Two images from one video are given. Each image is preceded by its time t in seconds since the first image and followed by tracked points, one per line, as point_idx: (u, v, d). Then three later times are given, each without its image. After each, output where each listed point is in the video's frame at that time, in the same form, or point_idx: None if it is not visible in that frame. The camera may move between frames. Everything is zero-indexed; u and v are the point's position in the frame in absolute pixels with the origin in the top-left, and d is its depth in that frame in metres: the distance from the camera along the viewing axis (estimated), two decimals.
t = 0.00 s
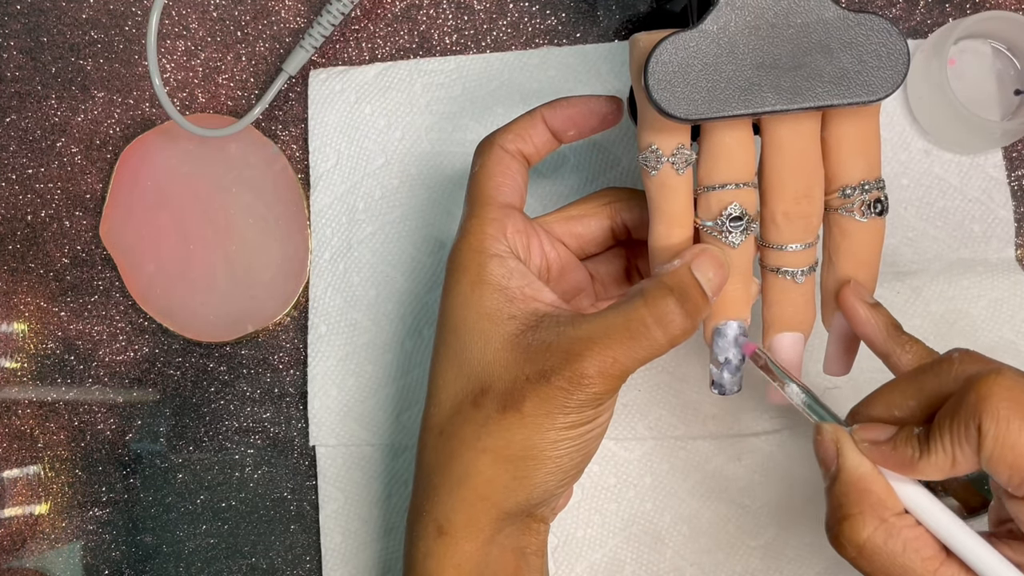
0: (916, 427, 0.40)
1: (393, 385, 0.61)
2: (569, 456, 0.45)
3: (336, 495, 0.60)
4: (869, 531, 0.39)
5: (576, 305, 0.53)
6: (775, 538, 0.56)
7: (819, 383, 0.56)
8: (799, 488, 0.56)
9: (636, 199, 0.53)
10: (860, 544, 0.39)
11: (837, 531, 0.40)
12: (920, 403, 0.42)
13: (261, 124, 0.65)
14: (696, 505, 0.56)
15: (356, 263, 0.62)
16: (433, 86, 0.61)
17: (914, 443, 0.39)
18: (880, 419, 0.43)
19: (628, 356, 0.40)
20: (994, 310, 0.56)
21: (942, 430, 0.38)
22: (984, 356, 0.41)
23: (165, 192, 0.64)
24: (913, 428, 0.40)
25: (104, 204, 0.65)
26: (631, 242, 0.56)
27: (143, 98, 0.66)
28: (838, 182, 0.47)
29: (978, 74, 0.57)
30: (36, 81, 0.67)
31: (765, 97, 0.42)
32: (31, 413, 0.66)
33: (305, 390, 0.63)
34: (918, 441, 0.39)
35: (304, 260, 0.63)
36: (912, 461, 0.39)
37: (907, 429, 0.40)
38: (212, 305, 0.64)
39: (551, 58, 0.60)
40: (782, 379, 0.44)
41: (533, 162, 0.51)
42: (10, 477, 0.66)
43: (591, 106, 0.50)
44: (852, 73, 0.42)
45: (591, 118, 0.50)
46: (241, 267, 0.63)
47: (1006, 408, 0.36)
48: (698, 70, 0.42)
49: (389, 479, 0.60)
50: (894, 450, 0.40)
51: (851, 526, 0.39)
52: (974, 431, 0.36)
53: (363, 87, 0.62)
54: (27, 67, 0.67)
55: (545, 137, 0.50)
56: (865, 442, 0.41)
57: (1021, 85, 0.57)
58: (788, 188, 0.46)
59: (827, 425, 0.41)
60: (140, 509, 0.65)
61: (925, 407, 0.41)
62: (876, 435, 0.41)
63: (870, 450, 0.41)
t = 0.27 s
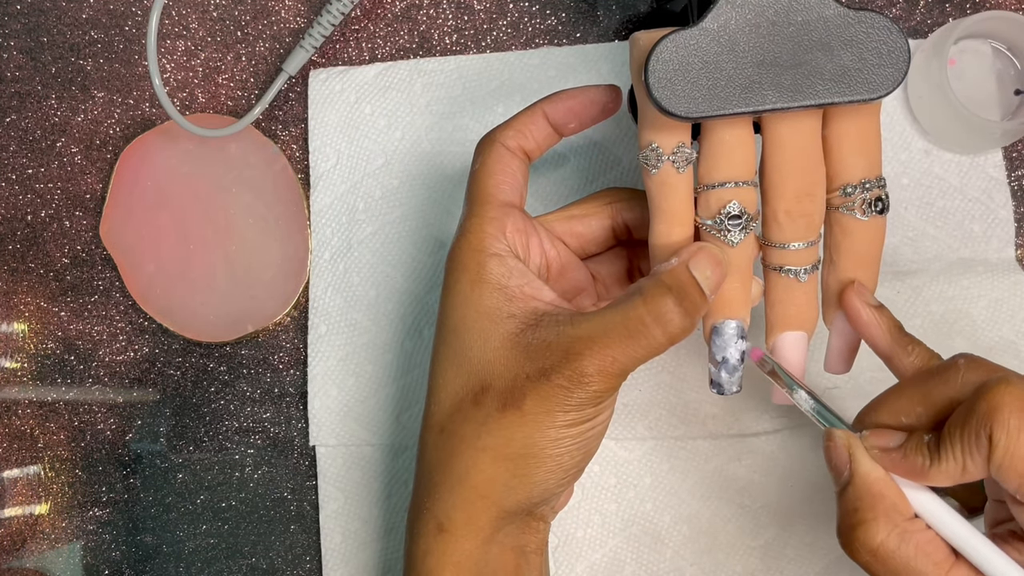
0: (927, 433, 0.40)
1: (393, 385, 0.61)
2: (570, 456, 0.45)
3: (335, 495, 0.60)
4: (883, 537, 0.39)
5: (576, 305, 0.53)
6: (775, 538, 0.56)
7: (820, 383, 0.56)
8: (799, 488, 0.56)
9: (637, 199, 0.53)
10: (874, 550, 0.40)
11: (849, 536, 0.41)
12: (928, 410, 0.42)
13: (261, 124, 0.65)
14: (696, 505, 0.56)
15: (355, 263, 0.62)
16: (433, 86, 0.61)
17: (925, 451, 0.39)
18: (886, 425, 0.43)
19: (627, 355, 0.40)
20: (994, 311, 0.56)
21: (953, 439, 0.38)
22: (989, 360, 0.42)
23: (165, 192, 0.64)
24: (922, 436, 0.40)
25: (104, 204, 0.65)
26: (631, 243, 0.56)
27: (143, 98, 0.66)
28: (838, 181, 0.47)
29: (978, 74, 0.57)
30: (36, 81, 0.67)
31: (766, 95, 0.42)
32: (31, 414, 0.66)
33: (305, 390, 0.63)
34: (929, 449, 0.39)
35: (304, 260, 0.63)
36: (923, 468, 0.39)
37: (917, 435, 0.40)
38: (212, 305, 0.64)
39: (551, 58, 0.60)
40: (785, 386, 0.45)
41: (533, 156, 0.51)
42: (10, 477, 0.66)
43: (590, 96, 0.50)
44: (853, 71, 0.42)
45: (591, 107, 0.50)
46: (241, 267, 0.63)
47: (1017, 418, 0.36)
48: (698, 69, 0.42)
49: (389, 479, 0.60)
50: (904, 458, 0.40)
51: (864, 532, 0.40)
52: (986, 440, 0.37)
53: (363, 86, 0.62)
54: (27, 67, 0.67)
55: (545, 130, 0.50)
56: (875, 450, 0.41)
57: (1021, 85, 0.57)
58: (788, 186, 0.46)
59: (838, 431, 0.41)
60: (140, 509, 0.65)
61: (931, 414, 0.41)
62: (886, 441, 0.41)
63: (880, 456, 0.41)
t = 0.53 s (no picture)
0: (922, 452, 0.42)
1: (393, 385, 0.61)
2: (569, 456, 0.45)
3: (336, 495, 0.60)
4: (878, 556, 0.41)
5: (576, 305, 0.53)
6: (775, 538, 0.56)
7: (819, 383, 0.56)
8: (799, 488, 0.56)
9: (636, 199, 0.53)
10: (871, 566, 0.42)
11: (846, 555, 0.43)
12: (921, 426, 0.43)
13: (261, 124, 0.65)
14: (696, 505, 0.56)
15: (355, 263, 0.62)
16: (433, 86, 0.61)
17: (920, 471, 0.41)
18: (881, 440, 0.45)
19: (626, 355, 0.40)
20: (993, 310, 0.56)
21: (946, 460, 0.39)
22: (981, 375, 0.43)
23: (165, 191, 0.64)
24: (918, 455, 0.42)
25: (104, 204, 0.65)
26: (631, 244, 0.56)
27: (143, 98, 0.66)
28: (838, 180, 0.47)
29: (978, 74, 0.57)
30: (36, 81, 0.67)
31: (766, 94, 0.42)
32: (31, 414, 0.66)
33: (305, 390, 0.63)
34: (924, 469, 0.41)
35: (305, 260, 0.63)
36: (920, 488, 0.41)
37: (912, 455, 0.42)
38: (213, 305, 0.64)
39: (551, 58, 0.60)
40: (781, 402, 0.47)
41: (533, 156, 0.51)
42: (10, 477, 0.66)
43: (591, 97, 0.50)
44: (853, 70, 0.42)
45: (590, 108, 0.50)
46: (241, 267, 0.63)
47: (1009, 441, 0.38)
48: (698, 68, 0.42)
49: (389, 479, 0.60)
50: (900, 477, 0.42)
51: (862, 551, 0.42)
52: (978, 461, 0.38)
53: (363, 86, 0.62)
54: (26, 67, 0.67)
55: (545, 130, 0.50)
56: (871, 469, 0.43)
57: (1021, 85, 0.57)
58: (788, 186, 0.46)
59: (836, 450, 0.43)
60: (140, 509, 0.65)
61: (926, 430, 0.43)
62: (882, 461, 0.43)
63: (877, 476, 0.42)
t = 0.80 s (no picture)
0: (920, 475, 0.43)
1: (393, 385, 0.61)
2: (563, 455, 0.45)
3: (335, 495, 0.60)
4: None
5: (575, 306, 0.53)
6: (775, 538, 0.56)
7: (819, 383, 0.56)
8: (799, 488, 0.56)
9: (637, 200, 0.53)
10: None
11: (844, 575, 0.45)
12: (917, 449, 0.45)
13: (261, 124, 0.65)
14: (696, 505, 0.56)
15: (355, 262, 0.62)
16: (433, 85, 0.61)
17: (918, 495, 0.43)
18: (880, 461, 0.47)
19: (622, 352, 0.40)
20: (993, 310, 0.56)
21: (944, 486, 0.41)
22: (977, 397, 0.45)
23: (165, 191, 0.64)
24: (915, 479, 0.44)
25: (104, 204, 0.65)
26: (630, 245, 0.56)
27: (143, 98, 0.66)
28: (838, 179, 0.47)
29: (978, 74, 0.57)
30: (36, 81, 0.67)
31: (766, 92, 0.42)
32: (31, 414, 0.66)
33: (305, 390, 0.63)
34: (922, 494, 0.43)
35: (304, 260, 0.63)
36: (918, 512, 0.43)
37: (910, 477, 0.44)
38: (213, 305, 0.64)
39: (551, 57, 0.60)
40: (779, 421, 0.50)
41: (532, 158, 0.51)
42: (10, 477, 0.66)
43: (591, 102, 0.49)
44: (853, 68, 0.42)
45: (590, 113, 0.50)
46: (241, 267, 0.63)
47: (1001, 468, 0.39)
48: (698, 65, 0.42)
49: (389, 479, 0.60)
50: (899, 502, 0.44)
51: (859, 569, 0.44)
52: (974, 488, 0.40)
53: (363, 86, 0.62)
54: (26, 67, 0.67)
55: (545, 133, 0.50)
56: (871, 492, 0.45)
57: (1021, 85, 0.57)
58: (789, 185, 0.46)
59: (835, 472, 0.45)
60: (140, 509, 0.65)
61: (923, 453, 0.45)
62: (882, 484, 0.45)
63: (878, 498, 0.44)
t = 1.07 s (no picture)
0: (884, 490, 0.41)
1: (393, 385, 0.61)
2: (564, 457, 0.45)
3: (336, 495, 0.60)
4: None
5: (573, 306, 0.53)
6: (775, 538, 0.56)
7: (819, 383, 0.56)
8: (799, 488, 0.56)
9: (628, 200, 0.53)
10: None
11: None
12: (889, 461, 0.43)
13: (261, 124, 0.65)
14: (696, 505, 0.56)
15: (356, 262, 0.62)
16: (433, 86, 0.61)
17: (879, 511, 0.40)
18: (853, 472, 0.45)
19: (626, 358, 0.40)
20: (993, 310, 0.56)
21: (902, 504, 0.39)
22: (960, 415, 0.42)
23: (165, 191, 0.64)
24: (880, 492, 0.41)
25: (104, 204, 0.65)
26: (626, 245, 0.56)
27: (143, 98, 0.66)
28: (839, 180, 0.47)
29: (978, 74, 0.57)
30: (35, 81, 0.67)
31: (767, 93, 0.42)
32: (31, 414, 0.66)
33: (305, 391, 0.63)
34: (882, 510, 0.40)
35: (304, 260, 0.63)
36: (877, 527, 0.40)
37: (874, 492, 0.41)
38: (212, 305, 0.64)
39: (551, 57, 0.60)
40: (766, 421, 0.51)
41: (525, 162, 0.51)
42: (10, 477, 0.66)
43: (581, 113, 0.50)
44: (854, 69, 0.42)
45: (581, 124, 0.50)
46: (241, 267, 0.63)
47: (963, 490, 0.36)
48: (699, 67, 0.42)
49: (389, 479, 0.60)
50: (861, 515, 0.42)
51: None
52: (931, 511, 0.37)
53: (363, 87, 0.62)
54: (26, 67, 0.67)
55: (537, 139, 0.50)
56: (837, 504, 0.43)
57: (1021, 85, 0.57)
58: (789, 185, 0.46)
59: (803, 480, 0.44)
60: (140, 509, 0.65)
61: (894, 466, 0.43)
62: (847, 495, 0.43)
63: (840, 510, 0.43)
